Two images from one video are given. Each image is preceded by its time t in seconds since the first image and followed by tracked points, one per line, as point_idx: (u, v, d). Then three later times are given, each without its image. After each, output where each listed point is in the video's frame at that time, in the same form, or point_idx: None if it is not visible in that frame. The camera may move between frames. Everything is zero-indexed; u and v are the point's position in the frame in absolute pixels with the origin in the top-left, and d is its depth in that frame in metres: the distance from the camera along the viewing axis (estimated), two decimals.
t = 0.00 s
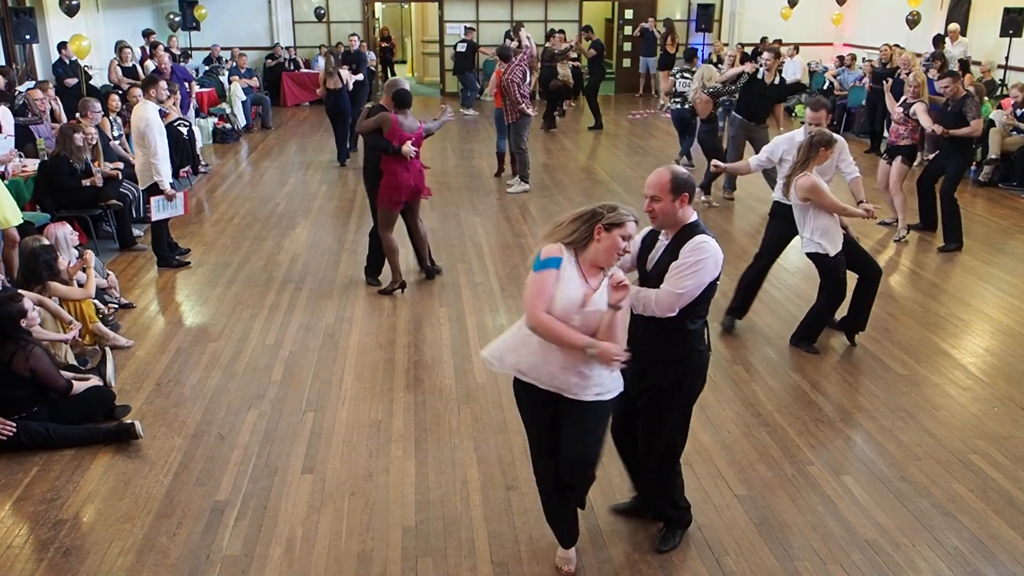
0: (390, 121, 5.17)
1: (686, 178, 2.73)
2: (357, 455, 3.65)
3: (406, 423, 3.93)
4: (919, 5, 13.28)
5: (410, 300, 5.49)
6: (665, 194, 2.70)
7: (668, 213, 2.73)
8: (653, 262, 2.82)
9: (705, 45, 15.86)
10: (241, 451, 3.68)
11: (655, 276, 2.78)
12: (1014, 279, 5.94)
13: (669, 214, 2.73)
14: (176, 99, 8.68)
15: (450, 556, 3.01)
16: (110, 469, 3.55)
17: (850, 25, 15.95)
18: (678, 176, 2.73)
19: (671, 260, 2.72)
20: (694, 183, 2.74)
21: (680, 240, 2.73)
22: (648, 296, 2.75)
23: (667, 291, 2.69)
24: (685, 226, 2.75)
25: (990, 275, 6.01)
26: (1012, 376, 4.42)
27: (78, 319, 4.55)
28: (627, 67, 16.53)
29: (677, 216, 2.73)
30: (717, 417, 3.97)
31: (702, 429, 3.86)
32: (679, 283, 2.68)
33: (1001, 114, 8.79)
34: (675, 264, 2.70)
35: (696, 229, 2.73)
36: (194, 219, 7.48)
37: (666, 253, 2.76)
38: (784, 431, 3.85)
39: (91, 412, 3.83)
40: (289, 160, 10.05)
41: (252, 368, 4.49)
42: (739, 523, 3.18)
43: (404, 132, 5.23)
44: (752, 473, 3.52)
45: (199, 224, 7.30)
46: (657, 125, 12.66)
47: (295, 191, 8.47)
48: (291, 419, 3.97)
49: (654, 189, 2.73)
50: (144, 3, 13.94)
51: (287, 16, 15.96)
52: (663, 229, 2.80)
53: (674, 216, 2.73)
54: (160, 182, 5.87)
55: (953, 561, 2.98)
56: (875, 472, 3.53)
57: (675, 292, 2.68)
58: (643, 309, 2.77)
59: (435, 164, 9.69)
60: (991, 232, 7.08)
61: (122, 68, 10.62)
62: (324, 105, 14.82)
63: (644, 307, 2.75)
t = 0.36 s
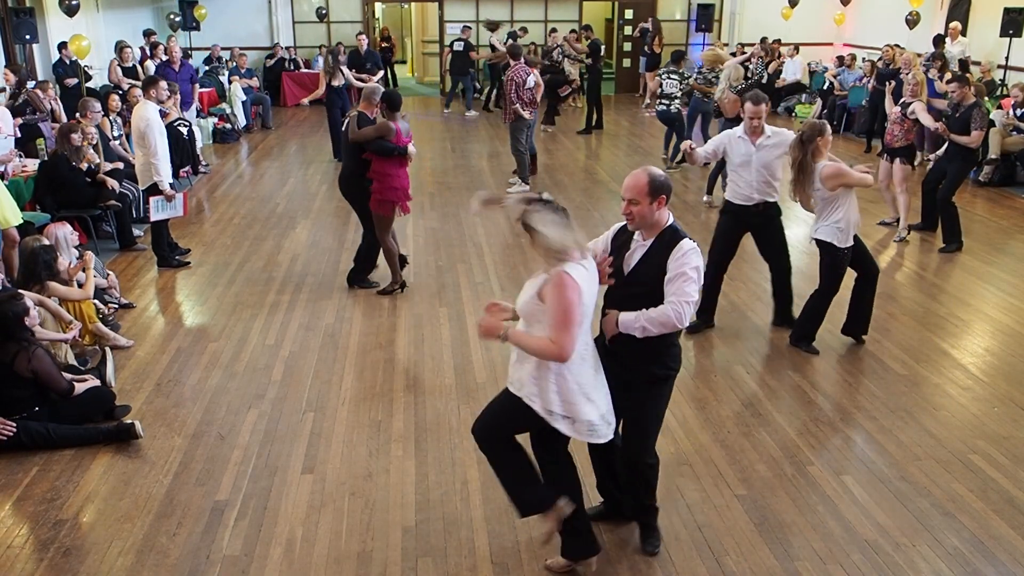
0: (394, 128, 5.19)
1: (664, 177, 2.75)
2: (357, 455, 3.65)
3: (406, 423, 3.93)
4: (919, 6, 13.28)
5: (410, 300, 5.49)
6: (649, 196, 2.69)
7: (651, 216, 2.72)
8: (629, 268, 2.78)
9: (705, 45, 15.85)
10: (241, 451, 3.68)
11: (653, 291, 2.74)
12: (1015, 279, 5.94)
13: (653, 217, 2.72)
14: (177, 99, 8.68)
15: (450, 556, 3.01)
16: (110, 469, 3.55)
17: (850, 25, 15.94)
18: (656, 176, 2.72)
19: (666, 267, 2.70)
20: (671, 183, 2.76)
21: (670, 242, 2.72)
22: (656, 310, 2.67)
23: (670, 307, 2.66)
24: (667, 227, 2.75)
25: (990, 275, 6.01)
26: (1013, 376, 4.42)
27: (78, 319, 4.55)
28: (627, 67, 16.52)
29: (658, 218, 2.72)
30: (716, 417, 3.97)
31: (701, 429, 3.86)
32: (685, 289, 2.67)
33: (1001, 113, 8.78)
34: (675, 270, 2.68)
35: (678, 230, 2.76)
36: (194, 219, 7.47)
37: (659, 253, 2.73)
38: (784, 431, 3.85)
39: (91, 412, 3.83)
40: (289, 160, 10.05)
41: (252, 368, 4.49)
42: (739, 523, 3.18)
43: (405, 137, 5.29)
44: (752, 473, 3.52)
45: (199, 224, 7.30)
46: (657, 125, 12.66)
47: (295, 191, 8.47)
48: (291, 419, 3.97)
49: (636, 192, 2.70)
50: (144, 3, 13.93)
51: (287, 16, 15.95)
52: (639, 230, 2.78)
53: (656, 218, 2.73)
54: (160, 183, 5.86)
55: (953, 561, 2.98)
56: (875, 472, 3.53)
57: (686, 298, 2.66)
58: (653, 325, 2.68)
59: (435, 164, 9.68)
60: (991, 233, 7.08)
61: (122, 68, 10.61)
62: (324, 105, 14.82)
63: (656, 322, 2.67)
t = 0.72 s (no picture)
0: (399, 133, 5.24)
1: (655, 190, 2.65)
2: (357, 455, 3.66)
3: (406, 422, 3.94)
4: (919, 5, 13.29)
5: (410, 300, 5.49)
6: (640, 211, 2.60)
7: (646, 232, 2.62)
8: (630, 285, 2.68)
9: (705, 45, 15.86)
10: (241, 451, 3.68)
11: (659, 308, 2.64)
12: (1015, 279, 5.94)
13: (648, 232, 2.62)
14: (177, 99, 8.68)
15: (449, 556, 3.01)
16: (110, 469, 3.55)
17: (850, 25, 15.95)
18: (646, 190, 2.63)
19: (671, 284, 2.59)
20: (665, 195, 2.66)
21: (669, 258, 2.60)
22: (670, 332, 2.57)
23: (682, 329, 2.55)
24: (665, 242, 2.64)
25: (990, 275, 6.01)
26: (1013, 376, 4.42)
27: (78, 319, 4.55)
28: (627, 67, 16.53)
29: (653, 232, 2.63)
30: (716, 417, 3.97)
31: (701, 429, 3.86)
32: (695, 306, 2.56)
33: (1001, 113, 8.78)
34: (681, 288, 2.57)
35: (678, 244, 2.64)
36: (194, 219, 7.47)
37: (658, 269, 2.61)
38: (784, 431, 3.85)
39: (92, 412, 3.83)
40: (289, 160, 10.05)
41: (252, 368, 4.49)
42: (739, 523, 3.18)
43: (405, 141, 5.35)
44: (752, 473, 3.52)
45: (199, 224, 7.30)
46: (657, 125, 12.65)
47: (295, 191, 8.47)
48: (291, 419, 3.97)
49: (628, 208, 2.62)
50: (144, 3, 13.93)
51: (287, 16, 15.95)
52: (636, 248, 2.68)
53: (651, 233, 2.63)
54: (160, 183, 5.86)
55: (954, 561, 2.97)
56: (875, 472, 3.53)
57: (698, 316, 2.56)
58: (672, 348, 2.58)
59: (435, 164, 9.68)
60: (991, 232, 7.08)
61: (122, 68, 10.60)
62: (324, 105, 14.81)
63: (673, 344, 2.57)
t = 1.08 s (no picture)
0: (394, 134, 5.27)
1: (682, 189, 2.65)
2: (357, 455, 3.65)
3: (406, 422, 3.94)
4: (918, 5, 13.28)
5: (411, 300, 5.49)
6: (661, 209, 2.62)
7: (668, 230, 2.63)
8: (652, 284, 2.70)
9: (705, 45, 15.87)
10: (241, 451, 3.68)
11: (674, 311, 2.64)
12: (1014, 279, 5.94)
13: (669, 231, 2.63)
14: (177, 99, 8.69)
15: (449, 557, 3.00)
16: (110, 469, 3.55)
17: (850, 25, 15.94)
18: (672, 188, 2.64)
19: (684, 287, 2.58)
20: (693, 195, 2.65)
21: (687, 259, 2.60)
22: (677, 337, 2.57)
23: (687, 337, 2.54)
24: (687, 243, 2.63)
25: (990, 275, 6.01)
26: (1012, 376, 4.42)
27: (78, 319, 4.54)
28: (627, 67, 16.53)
29: (676, 232, 2.63)
30: (716, 417, 3.97)
31: (702, 429, 3.86)
32: (706, 311, 2.54)
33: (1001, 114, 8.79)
34: (692, 292, 2.56)
35: (700, 246, 2.62)
36: (194, 219, 7.47)
37: (674, 270, 2.62)
38: (784, 431, 3.85)
39: (92, 413, 3.83)
40: (289, 160, 10.05)
41: (253, 368, 4.49)
42: (739, 523, 3.18)
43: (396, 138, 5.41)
44: (752, 473, 3.52)
45: (199, 224, 7.30)
46: (656, 124, 12.65)
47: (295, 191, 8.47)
48: (291, 419, 3.97)
49: (649, 206, 2.64)
50: (144, 3, 13.92)
51: (287, 16, 15.95)
52: (663, 247, 2.69)
53: (674, 232, 2.63)
54: (160, 182, 5.86)
55: (954, 561, 2.97)
56: (875, 472, 3.53)
57: (705, 322, 2.54)
58: (677, 353, 2.57)
59: (435, 164, 9.69)
60: (991, 233, 7.08)
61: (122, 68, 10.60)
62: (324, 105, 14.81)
63: (678, 350, 2.57)
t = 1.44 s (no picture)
0: (393, 122, 5.28)
1: (715, 176, 2.65)
2: (357, 455, 3.65)
3: (406, 422, 3.94)
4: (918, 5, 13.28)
5: (411, 300, 5.49)
6: (692, 192, 2.62)
7: (696, 214, 2.63)
8: (677, 268, 2.69)
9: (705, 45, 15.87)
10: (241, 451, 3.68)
11: (694, 298, 2.63)
12: (1014, 279, 5.94)
13: (698, 215, 2.63)
14: (177, 99, 8.69)
15: (449, 557, 3.00)
16: (110, 469, 3.55)
17: (850, 25, 15.94)
18: (704, 174, 2.65)
19: (706, 273, 2.57)
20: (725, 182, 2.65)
21: (712, 245, 2.60)
22: (694, 325, 2.55)
23: (709, 322, 2.52)
24: (714, 229, 2.63)
25: (990, 275, 6.01)
26: (1012, 376, 4.42)
27: (78, 319, 4.54)
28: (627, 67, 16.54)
29: (705, 219, 2.63)
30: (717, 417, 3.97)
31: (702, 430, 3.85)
32: (726, 299, 2.53)
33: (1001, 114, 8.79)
34: (713, 278, 2.55)
35: (726, 235, 2.62)
36: (194, 219, 7.47)
37: (698, 256, 2.61)
38: (784, 431, 3.85)
39: (92, 413, 3.83)
40: (289, 160, 10.05)
41: (253, 368, 4.49)
42: (739, 524, 3.18)
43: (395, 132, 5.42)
44: (752, 473, 3.52)
45: (199, 224, 7.30)
46: (656, 125, 12.65)
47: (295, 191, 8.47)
48: (291, 419, 3.97)
49: (680, 187, 2.65)
50: (144, 3, 13.92)
51: (287, 16, 15.95)
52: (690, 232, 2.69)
53: (702, 217, 2.63)
54: (160, 182, 5.86)
55: (953, 561, 2.97)
56: (875, 472, 3.53)
57: (724, 310, 2.52)
58: (694, 341, 2.55)
59: (435, 164, 9.69)
60: (991, 233, 7.08)
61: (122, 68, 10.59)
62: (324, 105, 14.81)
63: (695, 339, 2.54)
